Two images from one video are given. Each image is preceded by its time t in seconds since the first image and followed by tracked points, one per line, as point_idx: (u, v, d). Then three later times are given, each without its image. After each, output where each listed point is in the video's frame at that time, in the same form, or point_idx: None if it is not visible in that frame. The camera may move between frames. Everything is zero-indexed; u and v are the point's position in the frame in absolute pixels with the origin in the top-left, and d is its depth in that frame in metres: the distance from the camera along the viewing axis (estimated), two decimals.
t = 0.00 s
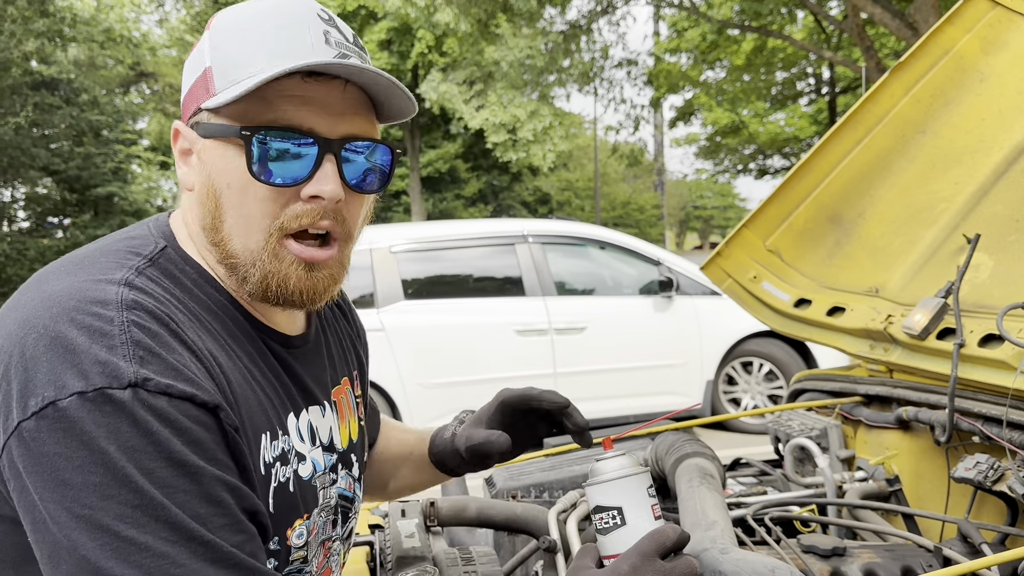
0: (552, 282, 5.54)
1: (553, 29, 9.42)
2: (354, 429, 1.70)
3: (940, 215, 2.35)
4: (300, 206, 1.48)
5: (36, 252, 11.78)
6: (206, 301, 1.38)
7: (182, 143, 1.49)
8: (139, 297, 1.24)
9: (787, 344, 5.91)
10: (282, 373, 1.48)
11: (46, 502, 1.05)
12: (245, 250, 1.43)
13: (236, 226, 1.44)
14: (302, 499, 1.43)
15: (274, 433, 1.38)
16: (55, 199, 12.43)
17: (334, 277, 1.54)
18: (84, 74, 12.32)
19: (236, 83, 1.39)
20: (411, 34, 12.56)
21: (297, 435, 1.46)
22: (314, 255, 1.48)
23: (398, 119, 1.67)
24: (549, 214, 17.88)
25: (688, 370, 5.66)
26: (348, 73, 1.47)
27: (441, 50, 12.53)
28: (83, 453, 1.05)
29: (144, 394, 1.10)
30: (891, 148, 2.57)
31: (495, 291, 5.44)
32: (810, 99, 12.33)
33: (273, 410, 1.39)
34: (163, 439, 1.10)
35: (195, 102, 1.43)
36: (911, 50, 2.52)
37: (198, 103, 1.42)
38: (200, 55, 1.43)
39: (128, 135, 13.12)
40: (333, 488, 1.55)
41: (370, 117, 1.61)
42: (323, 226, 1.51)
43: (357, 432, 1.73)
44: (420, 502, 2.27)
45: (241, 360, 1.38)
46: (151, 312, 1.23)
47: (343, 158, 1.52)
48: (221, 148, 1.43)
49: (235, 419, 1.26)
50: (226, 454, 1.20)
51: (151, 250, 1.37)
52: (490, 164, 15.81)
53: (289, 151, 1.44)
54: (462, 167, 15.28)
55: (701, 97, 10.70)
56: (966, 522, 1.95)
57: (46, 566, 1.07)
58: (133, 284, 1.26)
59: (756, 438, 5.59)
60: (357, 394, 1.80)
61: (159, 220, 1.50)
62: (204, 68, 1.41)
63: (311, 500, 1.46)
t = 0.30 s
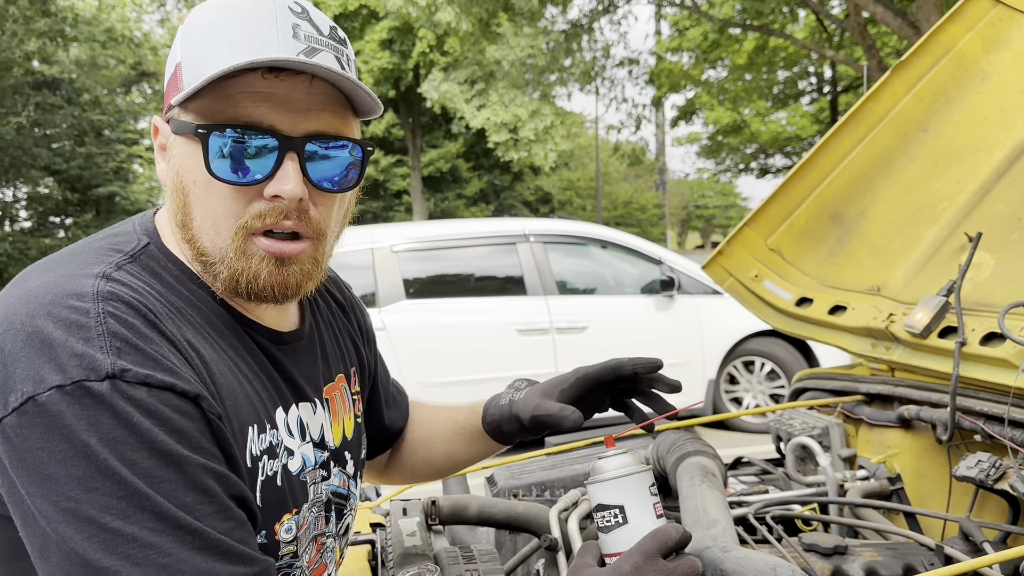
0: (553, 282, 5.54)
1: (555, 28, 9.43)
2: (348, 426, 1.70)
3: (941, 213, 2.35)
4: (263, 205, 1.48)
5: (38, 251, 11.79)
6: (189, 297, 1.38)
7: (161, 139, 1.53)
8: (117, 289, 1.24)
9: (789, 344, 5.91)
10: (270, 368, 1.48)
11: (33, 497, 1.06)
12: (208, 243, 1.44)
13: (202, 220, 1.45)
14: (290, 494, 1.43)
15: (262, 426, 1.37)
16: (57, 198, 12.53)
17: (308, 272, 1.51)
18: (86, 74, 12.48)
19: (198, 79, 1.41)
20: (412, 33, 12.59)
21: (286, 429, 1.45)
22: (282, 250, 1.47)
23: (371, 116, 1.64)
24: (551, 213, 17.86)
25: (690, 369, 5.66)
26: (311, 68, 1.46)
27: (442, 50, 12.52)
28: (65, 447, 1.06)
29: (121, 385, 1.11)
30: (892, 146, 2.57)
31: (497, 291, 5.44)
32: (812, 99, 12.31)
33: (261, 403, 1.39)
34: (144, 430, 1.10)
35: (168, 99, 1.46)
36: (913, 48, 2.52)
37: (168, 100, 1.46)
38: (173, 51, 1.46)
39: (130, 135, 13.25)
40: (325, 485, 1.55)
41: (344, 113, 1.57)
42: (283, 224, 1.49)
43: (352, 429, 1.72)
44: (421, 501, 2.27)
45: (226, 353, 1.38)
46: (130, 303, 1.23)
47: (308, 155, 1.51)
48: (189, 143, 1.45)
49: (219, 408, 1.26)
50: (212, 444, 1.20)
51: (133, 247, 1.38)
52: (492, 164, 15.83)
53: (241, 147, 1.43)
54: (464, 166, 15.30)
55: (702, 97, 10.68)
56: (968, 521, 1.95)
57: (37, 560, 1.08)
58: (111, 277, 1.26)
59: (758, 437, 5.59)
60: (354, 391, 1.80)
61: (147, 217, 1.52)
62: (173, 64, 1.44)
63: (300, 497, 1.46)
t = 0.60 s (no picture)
0: (555, 281, 5.54)
1: (556, 27, 9.56)
2: (351, 425, 1.70)
3: (943, 213, 2.34)
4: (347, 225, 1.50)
5: (40, 251, 11.80)
6: (195, 300, 1.39)
7: (203, 141, 1.43)
8: (123, 292, 1.24)
9: (791, 343, 5.91)
10: (273, 369, 1.48)
11: (38, 502, 1.06)
12: (287, 260, 1.44)
13: (280, 237, 1.43)
14: (296, 496, 1.43)
15: (266, 429, 1.37)
16: (59, 198, 12.56)
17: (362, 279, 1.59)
18: (87, 73, 12.45)
19: (296, 100, 1.41)
20: (413, 32, 12.57)
21: (290, 431, 1.45)
22: (352, 265, 1.53)
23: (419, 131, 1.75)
24: (553, 212, 17.81)
25: (692, 368, 5.65)
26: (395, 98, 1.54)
27: (444, 49, 12.48)
28: (70, 452, 1.06)
29: (128, 390, 1.11)
30: (894, 146, 2.57)
31: (499, 290, 5.44)
32: (814, 97, 12.28)
33: (265, 406, 1.39)
34: (150, 436, 1.10)
35: (236, 107, 1.40)
36: (915, 47, 2.51)
37: (241, 110, 1.40)
38: (238, 57, 1.41)
39: (131, 134, 13.28)
40: (330, 485, 1.56)
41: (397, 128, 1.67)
42: (356, 241, 1.52)
43: (355, 429, 1.72)
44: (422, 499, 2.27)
45: (231, 356, 1.38)
46: (137, 306, 1.22)
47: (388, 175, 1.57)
48: (268, 158, 1.41)
49: (224, 413, 1.26)
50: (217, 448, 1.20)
51: (139, 249, 1.37)
52: (493, 163, 15.84)
53: (341, 167, 1.44)
54: (466, 165, 15.30)
55: (705, 96, 10.65)
56: (970, 520, 1.95)
57: (41, 565, 1.08)
58: (117, 281, 1.25)
59: (760, 436, 5.58)
60: (355, 391, 1.80)
61: (152, 219, 1.50)
62: (251, 75, 1.40)
63: (306, 498, 1.46)
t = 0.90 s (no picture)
0: (557, 280, 5.54)
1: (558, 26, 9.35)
2: (359, 423, 1.71)
3: (946, 212, 2.34)
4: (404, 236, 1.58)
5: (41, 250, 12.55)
6: (218, 299, 1.38)
7: (278, 159, 1.39)
8: (149, 291, 1.24)
9: (793, 342, 5.91)
10: (290, 369, 1.48)
11: (58, 502, 1.06)
12: (357, 271, 1.49)
13: (354, 251, 1.47)
14: (313, 495, 1.43)
15: (284, 430, 1.38)
16: (60, 197, 12.98)
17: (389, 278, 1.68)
18: (89, 72, 12.70)
19: (381, 125, 1.44)
20: (415, 31, 12.60)
21: (306, 430, 1.45)
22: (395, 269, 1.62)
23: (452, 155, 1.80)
24: (555, 212, 17.74)
25: (694, 367, 5.65)
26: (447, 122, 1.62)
27: (445, 48, 12.46)
28: (94, 453, 1.06)
29: (156, 391, 1.11)
30: (896, 145, 2.57)
31: (500, 289, 5.44)
32: (816, 96, 12.26)
33: (283, 407, 1.39)
34: (175, 438, 1.11)
35: (321, 128, 1.39)
36: (919, 45, 2.51)
37: (327, 132, 1.39)
38: (319, 78, 1.39)
39: (132, 134, 13.48)
40: (340, 482, 1.56)
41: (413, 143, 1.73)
42: (405, 249, 1.60)
43: (363, 426, 1.73)
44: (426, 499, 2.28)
45: (252, 356, 1.38)
46: (163, 306, 1.23)
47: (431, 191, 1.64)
48: (352, 178, 1.43)
49: (246, 414, 1.26)
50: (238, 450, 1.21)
51: (160, 249, 1.37)
52: (495, 162, 15.89)
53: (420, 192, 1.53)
54: (467, 164, 15.32)
55: (706, 95, 10.50)
56: (973, 519, 1.95)
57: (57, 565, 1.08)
58: (143, 280, 1.25)
59: (762, 435, 5.58)
60: (361, 389, 1.80)
61: (168, 222, 1.47)
62: (339, 99, 1.39)
63: (322, 497, 1.47)
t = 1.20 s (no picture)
0: (558, 279, 5.54)
1: (559, 25, 9.44)
2: (361, 418, 1.71)
3: (947, 210, 2.34)
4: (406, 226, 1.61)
5: (44, 250, 12.73)
6: (226, 292, 1.38)
7: (296, 150, 1.39)
8: (159, 284, 1.24)
9: (794, 341, 5.90)
10: (296, 362, 1.48)
11: (67, 493, 1.06)
12: (367, 258, 1.51)
13: (366, 239, 1.49)
14: (318, 487, 1.44)
15: (291, 422, 1.38)
16: (62, 197, 13.18)
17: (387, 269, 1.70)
18: (91, 72, 12.87)
19: (393, 117, 1.46)
20: (416, 31, 12.59)
21: (311, 423, 1.46)
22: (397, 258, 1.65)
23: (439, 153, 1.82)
24: (555, 210, 17.78)
25: (695, 367, 5.65)
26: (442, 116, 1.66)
27: (448, 47, 12.47)
28: (104, 443, 1.07)
29: (167, 382, 1.12)
30: (897, 144, 2.57)
31: (501, 288, 5.44)
32: (817, 96, 12.26)
33: (290, 399, 1.40)
34: (185, 429, 1.11)
35: (338, 120, 1.40)
36: (919, 44, 2.51)
37: (344, 123, 1.40)
38: (335, 73, 1.39)
39: (134, 134, 13.49)
40: (341, 477, 1.56)
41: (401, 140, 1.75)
42: (407, 238, 1.63)
43: (364, 421, 1.73)
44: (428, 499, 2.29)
45: (259, 350, 1.38)
46: (173, 299, 1.23)
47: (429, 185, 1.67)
48: (367, 168, 1.45)
49: (255, 407, 1.26)
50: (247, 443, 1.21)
51: (167, 244, 1.37)
52: (496, 161, 15.90)
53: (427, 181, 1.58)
54: (468, 163, 15.32)
55: (708, 94, 10.63)
56: (974, 518, 1.95)
57: (65, 557, 1.09)
58: (153, 273, 1.26)
59: (763, 434, 5.58)
60: (362, 383, 1.80)
61: (174, 219, 1.47)
62: (354, 92, 1.41)
63: (327, 489, 1.47)
